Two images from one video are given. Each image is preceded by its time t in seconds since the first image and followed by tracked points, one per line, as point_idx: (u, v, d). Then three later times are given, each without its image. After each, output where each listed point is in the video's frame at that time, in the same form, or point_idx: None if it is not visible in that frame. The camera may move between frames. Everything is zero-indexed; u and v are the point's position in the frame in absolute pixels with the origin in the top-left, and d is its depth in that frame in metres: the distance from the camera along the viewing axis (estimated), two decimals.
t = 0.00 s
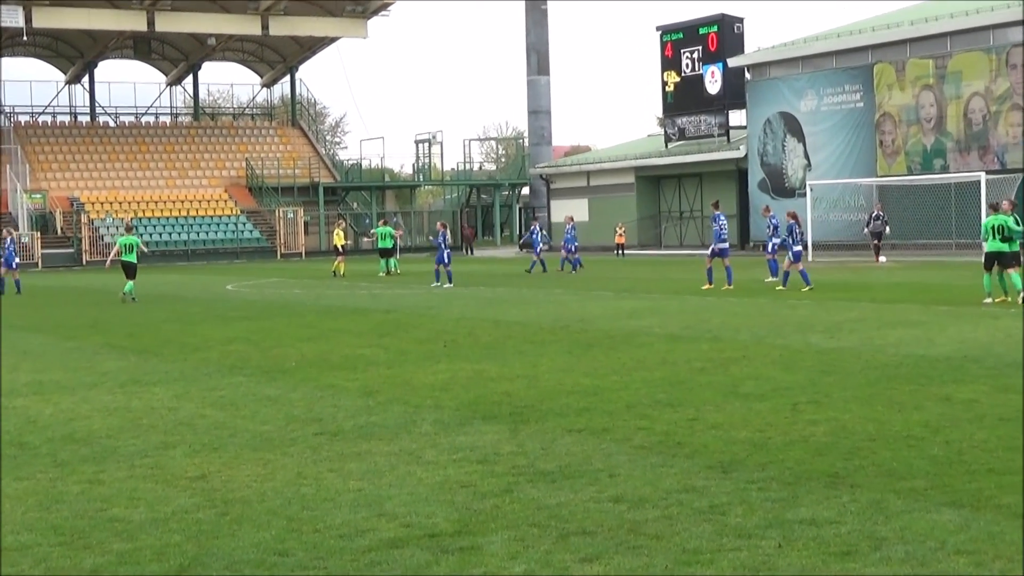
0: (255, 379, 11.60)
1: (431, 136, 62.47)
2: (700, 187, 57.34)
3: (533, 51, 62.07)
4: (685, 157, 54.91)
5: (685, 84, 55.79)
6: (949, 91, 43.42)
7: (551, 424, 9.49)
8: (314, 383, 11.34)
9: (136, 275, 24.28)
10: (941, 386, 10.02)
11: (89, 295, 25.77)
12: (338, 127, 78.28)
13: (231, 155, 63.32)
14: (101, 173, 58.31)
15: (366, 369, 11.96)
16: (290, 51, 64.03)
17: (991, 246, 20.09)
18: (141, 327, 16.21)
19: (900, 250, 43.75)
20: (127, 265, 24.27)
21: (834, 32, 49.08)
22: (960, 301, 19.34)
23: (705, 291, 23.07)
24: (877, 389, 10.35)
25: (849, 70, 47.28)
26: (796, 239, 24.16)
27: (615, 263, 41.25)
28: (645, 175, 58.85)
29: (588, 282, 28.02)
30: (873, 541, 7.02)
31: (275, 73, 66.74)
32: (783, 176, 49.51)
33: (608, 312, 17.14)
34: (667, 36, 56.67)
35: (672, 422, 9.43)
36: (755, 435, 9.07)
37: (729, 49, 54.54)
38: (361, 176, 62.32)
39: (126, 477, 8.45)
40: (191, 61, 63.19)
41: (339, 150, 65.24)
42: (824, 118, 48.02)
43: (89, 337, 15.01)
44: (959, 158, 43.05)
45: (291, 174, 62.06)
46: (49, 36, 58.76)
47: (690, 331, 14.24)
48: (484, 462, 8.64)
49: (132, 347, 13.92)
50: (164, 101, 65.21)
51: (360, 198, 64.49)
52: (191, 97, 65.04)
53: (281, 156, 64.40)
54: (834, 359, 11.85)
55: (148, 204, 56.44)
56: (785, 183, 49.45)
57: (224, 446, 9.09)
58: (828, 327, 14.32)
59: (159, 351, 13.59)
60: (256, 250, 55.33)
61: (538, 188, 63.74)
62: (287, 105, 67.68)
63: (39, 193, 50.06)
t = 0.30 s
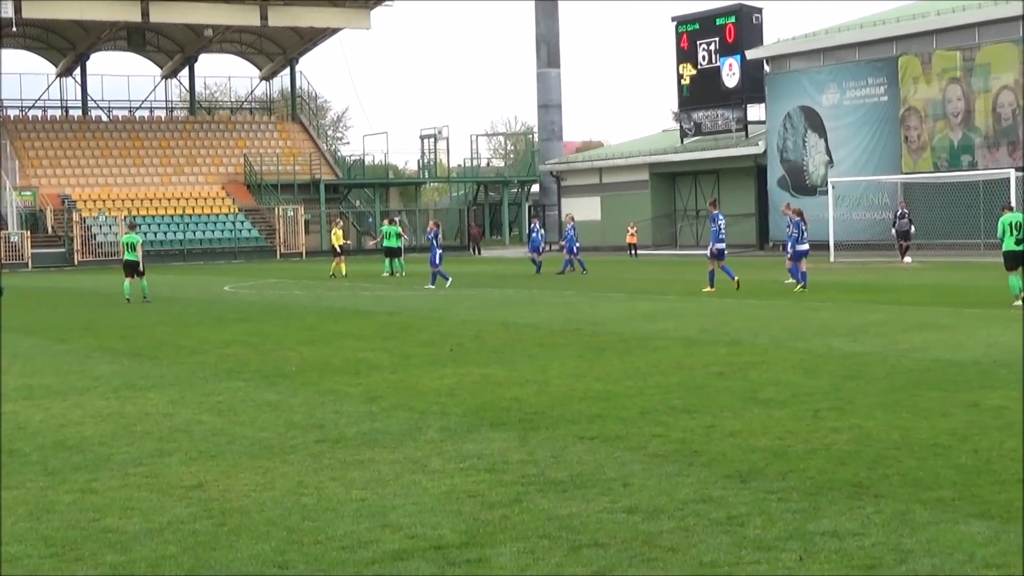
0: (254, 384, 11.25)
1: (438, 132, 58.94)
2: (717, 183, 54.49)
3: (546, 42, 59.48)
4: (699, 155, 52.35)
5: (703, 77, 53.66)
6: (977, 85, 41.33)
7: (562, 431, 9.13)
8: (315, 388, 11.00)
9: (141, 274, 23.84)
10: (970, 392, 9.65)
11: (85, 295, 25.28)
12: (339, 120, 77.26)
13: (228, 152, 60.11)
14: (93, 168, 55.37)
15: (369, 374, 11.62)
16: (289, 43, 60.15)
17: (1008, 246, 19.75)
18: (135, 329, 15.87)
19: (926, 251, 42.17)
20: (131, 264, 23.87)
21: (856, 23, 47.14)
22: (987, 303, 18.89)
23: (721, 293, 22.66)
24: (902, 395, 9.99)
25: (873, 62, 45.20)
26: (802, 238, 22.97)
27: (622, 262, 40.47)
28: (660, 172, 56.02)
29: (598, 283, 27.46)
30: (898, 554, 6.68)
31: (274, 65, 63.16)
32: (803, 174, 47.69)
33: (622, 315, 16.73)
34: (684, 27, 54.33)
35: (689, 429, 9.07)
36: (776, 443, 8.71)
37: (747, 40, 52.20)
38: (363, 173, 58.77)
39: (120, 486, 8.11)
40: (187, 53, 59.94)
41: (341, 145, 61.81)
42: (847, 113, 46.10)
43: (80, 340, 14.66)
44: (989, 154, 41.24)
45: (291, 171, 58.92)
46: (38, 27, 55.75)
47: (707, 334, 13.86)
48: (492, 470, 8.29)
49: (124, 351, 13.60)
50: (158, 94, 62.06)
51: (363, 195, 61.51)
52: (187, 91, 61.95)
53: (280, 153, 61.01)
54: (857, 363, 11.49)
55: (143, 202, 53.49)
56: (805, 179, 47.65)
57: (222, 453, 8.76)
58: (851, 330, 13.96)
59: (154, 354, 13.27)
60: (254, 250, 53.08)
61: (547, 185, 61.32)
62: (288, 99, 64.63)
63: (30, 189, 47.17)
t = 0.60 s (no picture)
0: (266, 387, 10.87)
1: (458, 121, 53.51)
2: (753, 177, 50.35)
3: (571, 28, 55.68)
4: (731, 146, 48.89)
5: (736, 66, 49.01)
6: None
7: (589, 438, 8.73)
8: (331, 391, 10.62)
9: (163, 272, 23.44)
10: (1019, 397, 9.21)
11: (94, 293, 24.72)
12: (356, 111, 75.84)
13: (240, 143, 56.39)
14: (99, 161, 52.16)
15: (386, 377, 11.22)
16: (303, 30, 56.63)
17: None
18: (143, 331, 15.46)
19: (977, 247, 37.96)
20: (154, 262, 23.48)
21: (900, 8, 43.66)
22: None
23: (753, 291, 22.02)
24: (948, 400, 9.53)
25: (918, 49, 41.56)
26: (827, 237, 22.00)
27: (639, 259, 39.69)
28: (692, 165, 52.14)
29: (624, 281, 26.67)
30: (945, 568, 6.28)
31: (287, 53, 58.98)
32: (843, 166, 44.43)
33: (653, 316, 16.24)
34: (716, 12, 49.65)
35: (723, 435, 8.65)
36: (813, 450, 8.31)
37: (784, 27, 47.53)
38: (381, 166, 53.81)
39: (127, 494, 7.75)
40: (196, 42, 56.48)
41: (357, 137, 57.11)
42: (889, 103, 42.72)
43: (86, 341, 14.27)
44: None
45: (305, 164, 54.59)
46: (42, 13, 52.35)
47: (741, 336, 13.42)
48: (516, 478, 7.91)
49: (132, 353, 13.23)
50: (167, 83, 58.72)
51: (380, 189, 56.06)
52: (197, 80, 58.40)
53: (294, 145, 56.98)
54: (899, 366, 11.03)
55: (151, 197, 50.21)
56: (843, 173, 44.36)
57: (233, 459, 8.40)
58: (893, 332, 13.47)
59: (162, 356, 12.90)
60: (268, 246, 49.77)
61: (574, 179, 57.85)
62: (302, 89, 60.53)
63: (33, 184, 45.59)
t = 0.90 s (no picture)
0: (283, 391, 10.57)
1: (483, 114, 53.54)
2: (791, 172, 47.84)
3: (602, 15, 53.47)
4: (770, 139, 46.63)
5: (775, 55, 47.87)
6: None
7: (621, 444, 8.40)
8: (351, 395, 10.32)
9: (185, 269, 23.19)
10: None
11: (107, 292, 24.42)
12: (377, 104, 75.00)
13: (256, 137, 55.60)
14: (110, 156, 51.32)
15: (409, 381, 10.90)
16: (322, 19, 55.54)
17: None
18: (156, 332, 15.18)
19: None
20: (177, 259, 23.27)
21: None
22: None
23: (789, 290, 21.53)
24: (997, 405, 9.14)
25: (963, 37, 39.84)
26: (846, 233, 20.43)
27: (655, 256, 39.18)
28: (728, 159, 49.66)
29: (649, 278, 26.15)
30: None
31: (307, 43, 58.05)
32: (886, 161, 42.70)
33: (686, 315, 15.86)
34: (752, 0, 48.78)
35: (760, 441, 8.31)
36: (855, 457, 7.97)
37: (824, 16, 46.74)
38: (403, 160, 53.95)
39: (139, 501, 7.46)
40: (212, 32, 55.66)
41: (378, 131, 56.91)
42: (933, 94, 40.98)
43: (98, 343, 14.01)
44: None
45: (325, 159, 53.77)
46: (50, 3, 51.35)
47: (779, 338, 13.04)
48: (544, 486, 7.59)
49: (144, 355, 12.96)
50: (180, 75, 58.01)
51: (402, 184, 55.71)
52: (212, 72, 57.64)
53: (313, 138, 56.05)
54: (945, 369, 10.63)
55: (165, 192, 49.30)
56: (887, 167, 42.64)
57: (249, 467, 8.10)
58: (939, 333, 13.04)
59: (177, 359, 12.62)
60: (284, 244, 49.09)
61: (605, 174, 53.54)
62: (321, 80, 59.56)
63: (42, 179, 43.31)
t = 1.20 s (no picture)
0: (311, 395, 10.25)
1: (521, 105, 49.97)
2: (846, 166, 44.99)
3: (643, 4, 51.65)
4: (822, 131, 43.44)
5: (827, 43, 45.72)
6: None
7: (665, 452, 8.04)
8: (382, 400, 9.97)
9: (221, 266, 22.92)
10: None
11: (127, 291, 23.94)
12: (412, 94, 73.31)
13: (282, 129, 53.04)
14: (129, 150, 49.02)
15: (441, 385, 10.54)
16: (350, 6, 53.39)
17: None
18: (179, 334, 14.84)
19: None
20: (212, 256, 22.99)
21: None
22: None
23: (838, 289, 20.89)
24: None
25: None
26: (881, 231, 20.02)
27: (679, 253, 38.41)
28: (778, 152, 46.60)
29: (685, 277, 25.43)
30: None
31: (336, 31, 56.39)
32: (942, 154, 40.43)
33: (730, 317, 15.42)
34: None
35: (811, 449, 7.93)
36: (912, 465, 7.58)
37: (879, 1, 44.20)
38: (437, 154, 50.20)
39: (161, 510, 7.12)
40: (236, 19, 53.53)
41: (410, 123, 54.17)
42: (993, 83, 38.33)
43: (118, 345, 13.70)
44: None
45: (354, 152, 51.14)
46: None
47: (829, 340, 12.61)
48: (584, 495, 7.24)
49: (165, 357, 12.66)
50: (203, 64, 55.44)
51: (435, 179, 52.97)
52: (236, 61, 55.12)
53: (342, 130, 53.56)
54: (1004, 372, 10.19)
55: (187, 187, 47.02)
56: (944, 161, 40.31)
57: (275, 474, 7.77)
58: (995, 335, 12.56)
59: (200, 361, 12.32)
60: (312, 241, 46.09)
61: (647, 167, 52.29)
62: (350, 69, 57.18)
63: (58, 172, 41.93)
